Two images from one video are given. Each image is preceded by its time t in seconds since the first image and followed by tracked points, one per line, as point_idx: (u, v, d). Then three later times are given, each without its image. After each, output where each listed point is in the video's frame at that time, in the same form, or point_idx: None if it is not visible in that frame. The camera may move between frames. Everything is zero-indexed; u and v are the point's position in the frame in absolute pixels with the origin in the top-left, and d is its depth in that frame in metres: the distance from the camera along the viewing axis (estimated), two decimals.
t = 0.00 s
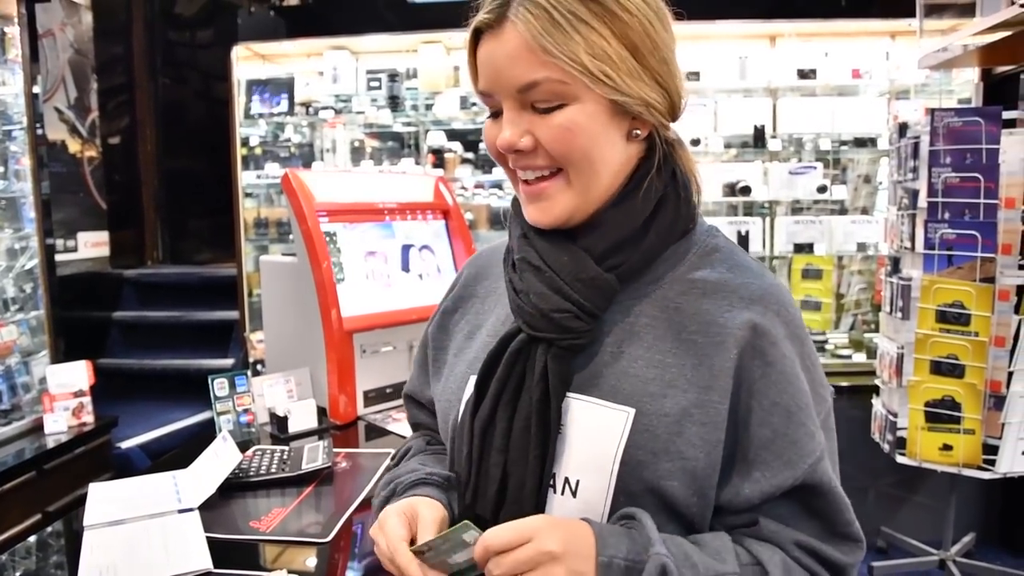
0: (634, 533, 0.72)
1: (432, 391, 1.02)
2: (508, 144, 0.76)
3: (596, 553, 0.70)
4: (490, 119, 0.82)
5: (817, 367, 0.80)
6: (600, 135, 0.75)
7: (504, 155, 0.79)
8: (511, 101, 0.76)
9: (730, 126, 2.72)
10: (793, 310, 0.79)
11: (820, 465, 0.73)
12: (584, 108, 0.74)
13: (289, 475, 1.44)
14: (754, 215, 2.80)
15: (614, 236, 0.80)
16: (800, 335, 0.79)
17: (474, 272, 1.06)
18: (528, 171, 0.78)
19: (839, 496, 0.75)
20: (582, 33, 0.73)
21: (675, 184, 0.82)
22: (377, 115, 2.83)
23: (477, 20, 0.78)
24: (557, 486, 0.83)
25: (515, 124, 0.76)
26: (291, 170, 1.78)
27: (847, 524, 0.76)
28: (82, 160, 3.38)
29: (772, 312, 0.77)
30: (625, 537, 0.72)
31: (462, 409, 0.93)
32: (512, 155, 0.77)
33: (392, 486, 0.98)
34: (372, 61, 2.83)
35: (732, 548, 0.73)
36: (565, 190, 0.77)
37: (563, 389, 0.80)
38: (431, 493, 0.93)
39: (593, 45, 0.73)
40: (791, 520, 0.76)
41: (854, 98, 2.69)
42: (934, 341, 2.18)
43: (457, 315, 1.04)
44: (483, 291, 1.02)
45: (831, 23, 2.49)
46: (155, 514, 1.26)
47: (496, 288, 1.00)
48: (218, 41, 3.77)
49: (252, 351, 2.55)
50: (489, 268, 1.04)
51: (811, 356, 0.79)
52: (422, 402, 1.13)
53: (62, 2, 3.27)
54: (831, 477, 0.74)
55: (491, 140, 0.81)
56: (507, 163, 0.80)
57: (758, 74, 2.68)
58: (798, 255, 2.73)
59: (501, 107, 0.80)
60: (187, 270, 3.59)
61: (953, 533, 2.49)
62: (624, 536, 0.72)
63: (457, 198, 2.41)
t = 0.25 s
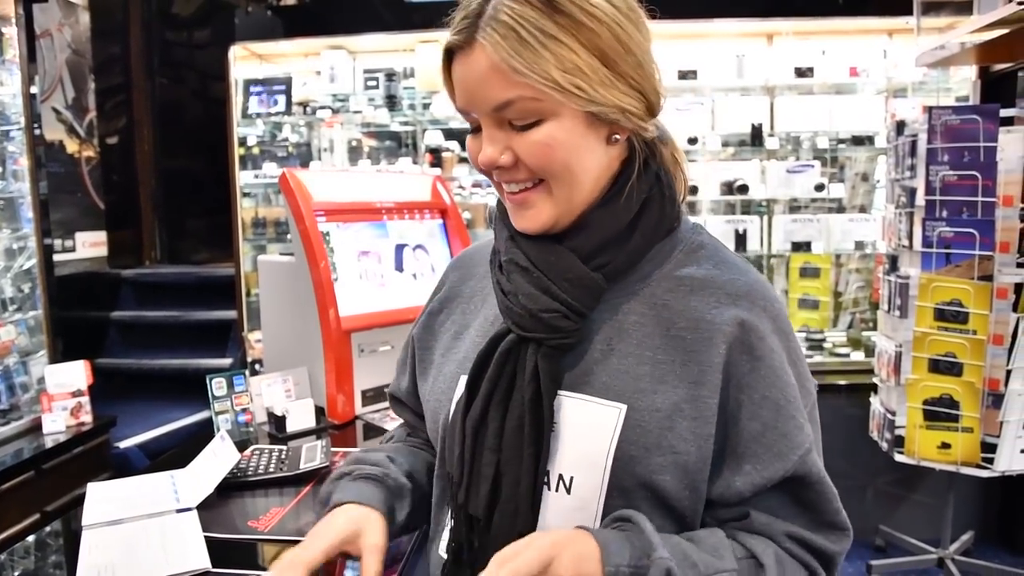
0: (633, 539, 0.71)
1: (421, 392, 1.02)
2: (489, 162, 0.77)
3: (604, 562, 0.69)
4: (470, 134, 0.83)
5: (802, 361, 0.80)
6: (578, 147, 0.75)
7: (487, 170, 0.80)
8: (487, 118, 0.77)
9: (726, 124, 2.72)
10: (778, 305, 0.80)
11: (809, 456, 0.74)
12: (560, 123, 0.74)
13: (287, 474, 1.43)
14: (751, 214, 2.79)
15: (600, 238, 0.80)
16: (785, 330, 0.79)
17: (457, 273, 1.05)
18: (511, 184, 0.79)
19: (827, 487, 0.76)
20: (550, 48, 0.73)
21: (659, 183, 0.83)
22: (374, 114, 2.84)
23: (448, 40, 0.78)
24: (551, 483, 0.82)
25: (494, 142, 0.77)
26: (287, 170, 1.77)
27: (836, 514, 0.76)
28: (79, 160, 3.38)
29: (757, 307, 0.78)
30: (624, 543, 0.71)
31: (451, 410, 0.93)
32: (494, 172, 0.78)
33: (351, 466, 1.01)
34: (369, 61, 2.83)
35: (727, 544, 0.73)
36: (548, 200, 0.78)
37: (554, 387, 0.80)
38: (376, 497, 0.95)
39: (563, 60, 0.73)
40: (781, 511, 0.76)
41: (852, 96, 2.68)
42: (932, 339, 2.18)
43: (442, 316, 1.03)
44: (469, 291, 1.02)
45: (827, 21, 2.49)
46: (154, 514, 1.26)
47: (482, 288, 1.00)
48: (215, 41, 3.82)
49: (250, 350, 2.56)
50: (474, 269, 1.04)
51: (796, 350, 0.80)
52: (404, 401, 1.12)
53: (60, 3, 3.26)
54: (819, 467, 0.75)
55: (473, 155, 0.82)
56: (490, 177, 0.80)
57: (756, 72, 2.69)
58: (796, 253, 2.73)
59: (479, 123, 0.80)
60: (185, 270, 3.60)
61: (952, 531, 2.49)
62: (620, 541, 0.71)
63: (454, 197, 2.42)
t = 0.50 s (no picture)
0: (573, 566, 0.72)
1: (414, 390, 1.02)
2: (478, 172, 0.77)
3: None
4: (459, 144, 0.83)
5: (792, 356, 0.79)
6: (566, 153, 0.76)
7: (476, 179, 0.80)
8: (475, 129, 0.77)
9: (725, 124, 2.71)
10: (765, 299, 0.79)
11: (791, 453, 0.72)
12: (548, 131, 0.74)
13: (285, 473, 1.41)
14: (750, 213, 2.78)
15: (589, 238, 0.80)
16: (772, 324, 0.78)
17: (451, 272, 1.06)
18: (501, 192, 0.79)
19: (812, 486, 0.73)
20: (534, 58, 0.73)
21: (647, 181, 0.83)
22: (373, 114, 2.84)
23: (432, 52, 0.77)
24: (541, 480, 0.82)
25: (482, 151, 0.77)
26: (286, 169, 1.77)
27: (823, 515, 0.74)
28: (79, 160, 3.38)
29: (743, 300, 0.77)
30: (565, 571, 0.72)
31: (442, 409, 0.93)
32: (483, 180, 0.78)
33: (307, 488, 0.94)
34: (367, 60, 2.83)
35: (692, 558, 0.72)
36: (538, 205, 0.78)
37: (543, 384, 0.80)
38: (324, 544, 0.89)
39: (547, 69, 0.73)
40: (763, 512, 0.74)
41: (851, 95, 2.68)
42: (932, 338, 2.17)
43: (435, 315, 1.04)
44: (463, 290, 1.02)
45: (826, 20, 2.49)
46: (152, 513, 1.25)
47: (475, 287, 1.00)
48: (214, 41, 3.86)
49: (249, 350, 2.56)
50: (467, 268, 1.04)
51: (787, 344, 0.79)
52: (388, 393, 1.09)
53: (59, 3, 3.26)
54: (804, 465, 0.73)
55: (463, 164, 0.82)
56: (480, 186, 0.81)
57: (755, 71, 2.69)
58: (796, 253, 2.74)
59: (467, 132, 0.80)
60: (185, 269, 3.61)
61: (952, 530, 2.48)
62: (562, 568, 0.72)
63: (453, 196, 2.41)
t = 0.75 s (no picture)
0: None
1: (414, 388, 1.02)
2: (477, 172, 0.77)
3: None
4: (458, 145, 0.82)
5: (789, 352, 0.77)
6: (564, 152, 0.75)
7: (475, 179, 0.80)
8: (473, 129, 0.77)
9: (727, 122, 2.70)
10: (762, 297, 0.78)
11: (774, 450, 0.72)
12: (545, 131, 0.74)
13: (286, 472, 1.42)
14: (752, 212, 2.78)
15: (586, 236, 0.80)
16: (768, 321, 0.77)
17: (455, 269, 1.06)
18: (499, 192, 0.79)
19: (797, 486, 0.72)
20: (530, 58, 0.72)
21: (644, 179, 0.82)
22: (374, 113, 2.84)
23: (428, 53, 0.77)
24: (536, 477, 0.82)
25: (480, 151, 0.77)
26: (287, 169, 1.77)
27: (807, 516, 0.72)
28: (80, 159, 3.39)
29: (738, 297, 0.77)
30: None
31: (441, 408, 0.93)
32: (482, 181, 0.78)
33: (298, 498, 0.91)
34: (368, 60, 2.83)
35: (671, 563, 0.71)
36: (536, 205, 0.78)
37: (540, 382, 0.81)
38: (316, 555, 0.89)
39: (543, 68, 0.73)
40: (746, 512, 0.73)
41: (854, 93, 2.67)
42: (935, 337, 2.16)
43: (437, 313, 1.04)
44: (465, 289, 1.02)
45: (827, 18, 2.49)
46: (156, 512, 1.24)
47: (477, 286, 1.00)
48: (216, 41, 3.80)
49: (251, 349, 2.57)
50: (470, 267, 1.04)
51: (785, 342, 0.78)
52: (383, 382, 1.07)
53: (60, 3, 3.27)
54: (789, 463, 0.72)
55: (461, 164, 0.82)
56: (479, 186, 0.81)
57: (756, 70, 2.69)
58: (798, 252, 2.73)
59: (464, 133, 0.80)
60: (187, 269, 3.61)
61: (954, 530, 2.47)
62: None
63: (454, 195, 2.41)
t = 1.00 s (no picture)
0: None
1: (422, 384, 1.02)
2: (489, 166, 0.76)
3: None
4: (470, 140, 0.82)
5: (796, 346, 0.76)
6: (577, 147, 0.75)
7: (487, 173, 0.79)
8: (486, 123, 0.76)
9: (735, 120, 2.69)
10: (773, 293, 0.77)
11: (771, 443, 0.71)
12: (558, 125, 0.73)
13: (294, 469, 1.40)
14: (760, 210, 2.77)
15: (596, 232, 0.79)
16: (777, 317, 0.75)
17: (467, 263, 1.05)
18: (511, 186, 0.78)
19: (795, 480, 0.70)
20: (544, 52, 0.72)
21: (657, 175, 0.82)
22: (381, 111, 2.82)
23: (443, 47, 0.77)
24: (544, 472, 0.81)
25: (493, 145, 0.76)
26: (295, 166, 1.75)
27: (805, 511, 0.70)
28: (88, 157, 3.40)
29: (747, 292, 0.76)
30: None
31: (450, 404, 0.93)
32: (494, 175, 0.77)
33: (314, 478, 0.91)
34: (376, 57, 2.83)
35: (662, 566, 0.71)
36: (548, 199, 0.78)
37: (550, 378, 0.80)
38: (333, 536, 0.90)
39: (557, 62, 0.72)
40: (742, 507, 0.72)
41: (863, 91, 2.66)
42: (945, 336, 2.14)
43: (447, 307, 1.03)
44: (476, 285, 1.01)
45: (836, 15, 2.48)
46: (162, 510, 1.23)
47: (487, 282, 1.00)
48: (222, 38, 3.88)
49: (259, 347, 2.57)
50: (481, 262, 1.04)
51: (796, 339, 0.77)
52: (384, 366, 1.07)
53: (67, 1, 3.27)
54: (787, 457, 0.70)
55: (474, 159, 0.81)
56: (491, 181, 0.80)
57: (765, 67, 2.68)
58: (806, 249, 2.71)
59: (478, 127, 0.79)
60: (194, 267, 3.62)
61: (964, 530, 2.46)
62: None
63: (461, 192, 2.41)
